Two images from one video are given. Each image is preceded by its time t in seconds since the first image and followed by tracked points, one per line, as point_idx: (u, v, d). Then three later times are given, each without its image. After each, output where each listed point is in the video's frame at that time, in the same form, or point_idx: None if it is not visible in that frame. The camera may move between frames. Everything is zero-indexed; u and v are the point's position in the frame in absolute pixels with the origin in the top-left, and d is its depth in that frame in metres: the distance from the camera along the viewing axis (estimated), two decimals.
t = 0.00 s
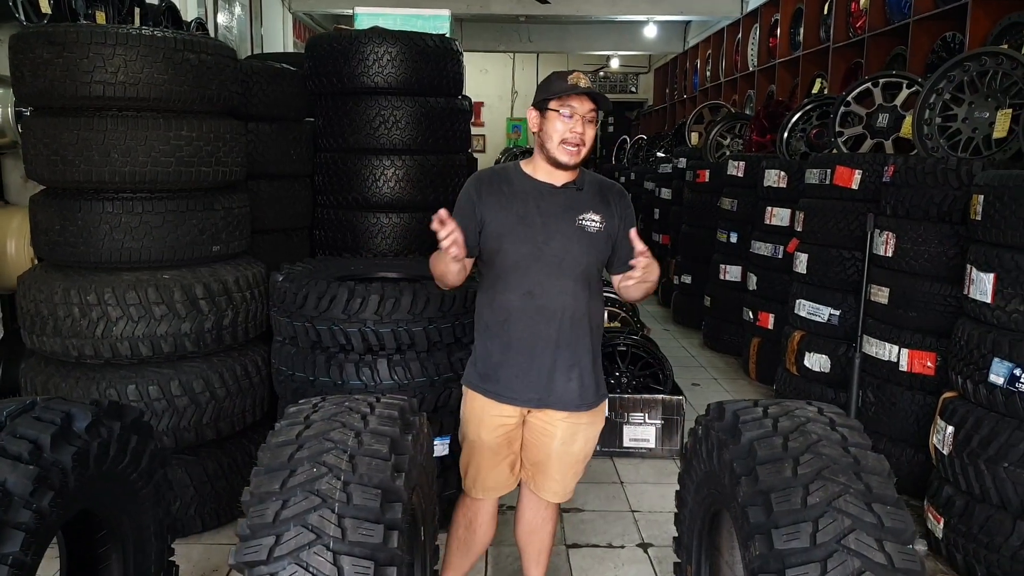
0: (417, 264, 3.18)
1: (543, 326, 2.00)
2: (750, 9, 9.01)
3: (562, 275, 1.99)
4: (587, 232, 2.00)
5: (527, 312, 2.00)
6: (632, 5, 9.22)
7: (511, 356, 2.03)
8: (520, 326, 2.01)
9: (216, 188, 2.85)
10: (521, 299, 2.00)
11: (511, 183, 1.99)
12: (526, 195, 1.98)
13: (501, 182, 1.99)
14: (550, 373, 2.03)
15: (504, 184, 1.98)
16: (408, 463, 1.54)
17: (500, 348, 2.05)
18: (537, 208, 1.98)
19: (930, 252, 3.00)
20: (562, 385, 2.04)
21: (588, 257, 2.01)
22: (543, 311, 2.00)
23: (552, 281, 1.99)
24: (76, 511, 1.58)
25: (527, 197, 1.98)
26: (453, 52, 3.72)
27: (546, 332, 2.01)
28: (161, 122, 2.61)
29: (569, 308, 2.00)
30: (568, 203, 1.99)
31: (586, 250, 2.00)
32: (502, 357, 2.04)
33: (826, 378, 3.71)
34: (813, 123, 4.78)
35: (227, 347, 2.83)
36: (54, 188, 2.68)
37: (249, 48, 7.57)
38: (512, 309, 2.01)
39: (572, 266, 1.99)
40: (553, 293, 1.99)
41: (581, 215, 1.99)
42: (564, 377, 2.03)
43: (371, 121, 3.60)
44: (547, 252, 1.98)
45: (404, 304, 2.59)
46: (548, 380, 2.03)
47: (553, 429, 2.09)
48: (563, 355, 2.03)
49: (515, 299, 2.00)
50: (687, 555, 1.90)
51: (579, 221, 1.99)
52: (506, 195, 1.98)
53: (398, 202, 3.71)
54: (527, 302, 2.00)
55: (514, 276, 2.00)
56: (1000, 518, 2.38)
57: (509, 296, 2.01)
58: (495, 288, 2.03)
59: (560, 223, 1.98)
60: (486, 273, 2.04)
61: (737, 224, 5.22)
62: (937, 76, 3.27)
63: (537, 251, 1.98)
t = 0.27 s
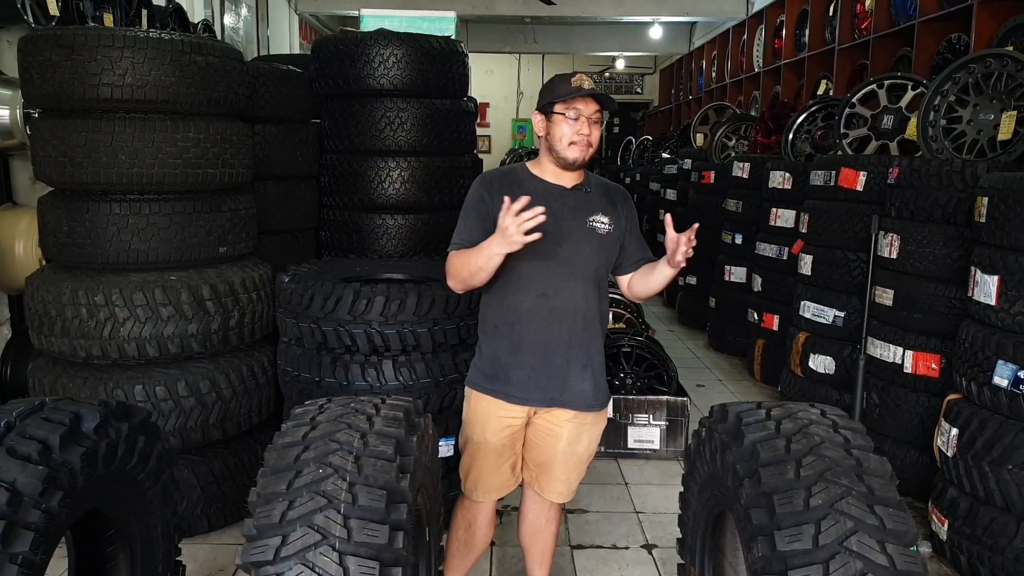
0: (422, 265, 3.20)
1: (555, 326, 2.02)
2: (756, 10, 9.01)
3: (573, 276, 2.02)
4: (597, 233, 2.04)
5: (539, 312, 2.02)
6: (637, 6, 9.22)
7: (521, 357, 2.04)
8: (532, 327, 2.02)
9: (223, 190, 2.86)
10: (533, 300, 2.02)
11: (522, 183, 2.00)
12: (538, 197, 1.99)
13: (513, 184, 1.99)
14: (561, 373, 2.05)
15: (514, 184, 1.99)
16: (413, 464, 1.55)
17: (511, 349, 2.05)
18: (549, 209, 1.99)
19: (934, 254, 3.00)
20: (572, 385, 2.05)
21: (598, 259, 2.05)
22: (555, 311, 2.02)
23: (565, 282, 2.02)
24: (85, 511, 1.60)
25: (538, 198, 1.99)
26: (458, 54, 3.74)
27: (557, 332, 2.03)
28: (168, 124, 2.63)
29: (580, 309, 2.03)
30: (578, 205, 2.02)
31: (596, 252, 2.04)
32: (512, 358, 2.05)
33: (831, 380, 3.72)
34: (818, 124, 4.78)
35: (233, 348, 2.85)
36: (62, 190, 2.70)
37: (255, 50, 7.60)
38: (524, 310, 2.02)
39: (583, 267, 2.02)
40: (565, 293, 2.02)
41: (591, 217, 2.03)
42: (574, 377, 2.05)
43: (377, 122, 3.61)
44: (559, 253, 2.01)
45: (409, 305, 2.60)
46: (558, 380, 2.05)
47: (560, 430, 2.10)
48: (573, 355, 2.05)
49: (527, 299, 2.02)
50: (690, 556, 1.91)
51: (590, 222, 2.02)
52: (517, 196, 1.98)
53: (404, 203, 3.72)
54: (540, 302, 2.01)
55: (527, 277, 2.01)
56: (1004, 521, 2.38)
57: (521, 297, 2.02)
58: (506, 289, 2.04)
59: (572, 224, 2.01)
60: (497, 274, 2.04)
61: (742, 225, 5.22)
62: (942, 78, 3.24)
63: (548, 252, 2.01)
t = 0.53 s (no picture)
0: (429, 268, 3.23)
1: (556, 328, 2.05)
2: (760, 12, 9.02)
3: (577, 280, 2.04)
4: (602, 240, 2.05)
5: (542, 314, 2.04)
6: (641, 7, 9.23)
7: (522, 358, 2.06)
8: (533, 328, 2.05)
9: (232, 193, 2.89)
10: (536, 301, 2.04)
11: (531, 187, 2.02)
12: (546, 200, 2.01)
13: (523, 186, 2.02)
14: (559, 376, 2.06)
15: (523, 187, 2.02)
16: (421, 465, 1.57)
17: (513, 349, 2.07)
18: (557, 213, 2.01)
19: (937, 257, 3.02)
20: (570, 388, 2.07)
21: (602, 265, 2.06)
22: (557, 314, 2.05)
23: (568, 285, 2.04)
24: (99, 511, 1.62)
25: (546, 202, 2.01)
26: (463, 58, 3.76)
27: (558, 334, 2.05)
28: (177, 129, 2.66)
29: (582, 312, 2.06)
30: (585, 211, 2.04)
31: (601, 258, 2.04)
32: (514, 359, 2.07)
33: (835, 381, 3.73)
34: (822, 126, 4.79)
35: (241, 350, 2.88)
36: (72, 194, 2.73)
37: (261, 52, 7.64)
38: (526, 311, 2.05)
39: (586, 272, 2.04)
40: (567, 296, 2.04)
41: (597, 223, 2.04)
42: (572, 380, 2.07)
43: (383, 125, 3.64)
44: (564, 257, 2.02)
45: (416, 308, 2.63)
46: (557, 383, 2.06)
47: (562, 431, 2.12)
48: (573, 358, 2.06)
49: (530, 300, 2.04)
50: (694, 557, 1.93)
51: (595, 229, 2.04)
52: (526, 198, 2.01)
53: (410, 206, 3.75)
54: (542, 304, 2.04)
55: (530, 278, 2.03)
56: (1006, 522, 2.40)
57: (525, 298, 2.05)
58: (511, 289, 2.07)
59: (578, 229, 2.02)
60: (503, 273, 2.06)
61: (747, 226, 5.24)
62: (945, 81, 3.27)
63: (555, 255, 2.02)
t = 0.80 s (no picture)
0: (431, 267, 3.25)
1: (553, 327, 2.06)
2: (762, 12, 9.03)
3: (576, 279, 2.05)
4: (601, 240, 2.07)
5: (539, 313, 2.05)
6: (643, 7, 9.25)
7: (520, 355, 2.08)
8: (531, 326, 2.06)
9: (235, 193, 2.91)
10: (535, 299, 2.05)
11: (532, 187, 2.04)
12: (547, 200, 2.03)
13: (525, 186, 2.02)
14: (555, 374, 2.08)
15: (525, 187, 2.02)
16: (425, 462, 1.59)
17: (511, 347, 2.09)
18: (558, 214, 2.03)
19: (937, 256, 3.03)
20: (565, 387, 2.08)
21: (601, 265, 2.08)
22: (555, 312, 2.06)
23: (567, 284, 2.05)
24: (106, 508, 1.64)
25: (547, 202, 2.03)
26: (466, 58, 3.78)
27: (555, 333, 2.06)
28: (182, 129, 2.68)
29: (579, 311, 2.07)
30: (585, 211, 2.06)
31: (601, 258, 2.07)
32: (512, 356, 2.09)
33: (835, 380, 3.75)
34: (823, 126, 4.81)
35: (245, 349, 2.89)
36: (77, 193, 2.75)
37: (264, 52, 7.66)
38: (525, 309, 2.06)
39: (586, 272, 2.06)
40: (566, 295, 2.06)
41: (597, 224, 2.06)
42: (568, 379, 2.08)
43: (386, 126, 3.66)
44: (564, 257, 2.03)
45: (419, 307, 2.65)
46: (552, 381, 2.08)
47: (559, 429, 2.13)
48: (569, 356, 2.08)
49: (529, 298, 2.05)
50: (695, 554, 1.94)
51: (595, 229, 2.06)
52: (528, 198, 2.01)
53: (413, 206, 3.77)
54: (541, 303, 2.05)
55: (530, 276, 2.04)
56: (1005, 520, 2.41)
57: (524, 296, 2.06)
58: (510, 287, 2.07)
59: (578, 229, 2.04)
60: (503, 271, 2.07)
61: (748, 226, 5.25)
62: (946, 82, 3.28)
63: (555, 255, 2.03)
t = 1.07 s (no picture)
0: (438, 265, 3.27)
1: (548, 324, 2.08)
2: (763, 13, 9.06)
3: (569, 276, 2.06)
4: (593, 235, 2.07)
5: (532, 310, 2.07)
6: (645, 8, 9.27)
7: (516, 353, 2.11)
8: (526, 324, 2.08)
9: (245, 191, 2.93)
10: (528, 298, 2.08)
11: (521, 187, 2.05)
12: (536, 198, 2.04)
13: (513, 186, 2.05)
14: (552, 370, 2.09)
15: (513, 187, 2.04)
16: (439, 455, 1.62)
17: (508, 346, 2.12)
18: (547, 211, 2.04)
19: (940, 255, 3.06)
20: (564, 382, 2.09)
21: (594, 261, 2.08)
22: (549, 310, 2.08)
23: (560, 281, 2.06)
24: (123, 500, 1.66)
25: (536, 200, 2.04)
26: (471, 58, 3.81)
27: (551, 330, 2.08)
28: (192, 127, 2.70)
29: (574, 307, 2.08)
30: (576, 208, 2.06)
31: (594, 254, 2.07)
32: (509, 355, 2.12)
33: (838, 379, 3.77)
34: (826, 126, 4.84)
35: (254, 346, 2.92)
36: (87, 191, 2.77)
37: (267, 52, 7.68)
38: (519, 308, 2.09)
39: (579, 268, 2.06)
40: (560, 292, 2.07)
41: (588, 219, 2.06)
42: (567, 374, 2.09)
43: (392, 125, 3.68)
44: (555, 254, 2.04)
45: (427, 304, 2.67)
46: (550, 377, 2.09)
47: (558, 425, 2.15)
48: (566, 352, 2.09)
49: (523, 298, 2.08)
50: (703, 548, 1.97)
51: (586, 224, 2.06)
52: (515, 199, 2.04)
53: (419, 205, 3.79)
54: (534, 301, 2.08)
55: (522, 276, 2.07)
56: (1008, 515, 2.44)
57: (517, 295, 2.09)
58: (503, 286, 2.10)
59: (568, 226, 2.04)
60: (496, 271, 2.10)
61: (750, 226, 5.28)
62: (948, 83, 3.32)
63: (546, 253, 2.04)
